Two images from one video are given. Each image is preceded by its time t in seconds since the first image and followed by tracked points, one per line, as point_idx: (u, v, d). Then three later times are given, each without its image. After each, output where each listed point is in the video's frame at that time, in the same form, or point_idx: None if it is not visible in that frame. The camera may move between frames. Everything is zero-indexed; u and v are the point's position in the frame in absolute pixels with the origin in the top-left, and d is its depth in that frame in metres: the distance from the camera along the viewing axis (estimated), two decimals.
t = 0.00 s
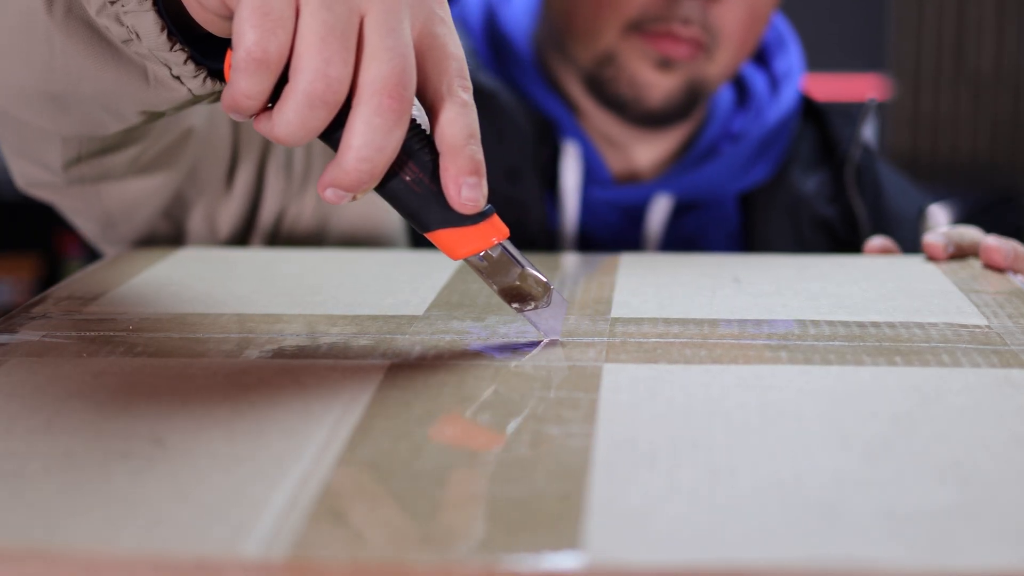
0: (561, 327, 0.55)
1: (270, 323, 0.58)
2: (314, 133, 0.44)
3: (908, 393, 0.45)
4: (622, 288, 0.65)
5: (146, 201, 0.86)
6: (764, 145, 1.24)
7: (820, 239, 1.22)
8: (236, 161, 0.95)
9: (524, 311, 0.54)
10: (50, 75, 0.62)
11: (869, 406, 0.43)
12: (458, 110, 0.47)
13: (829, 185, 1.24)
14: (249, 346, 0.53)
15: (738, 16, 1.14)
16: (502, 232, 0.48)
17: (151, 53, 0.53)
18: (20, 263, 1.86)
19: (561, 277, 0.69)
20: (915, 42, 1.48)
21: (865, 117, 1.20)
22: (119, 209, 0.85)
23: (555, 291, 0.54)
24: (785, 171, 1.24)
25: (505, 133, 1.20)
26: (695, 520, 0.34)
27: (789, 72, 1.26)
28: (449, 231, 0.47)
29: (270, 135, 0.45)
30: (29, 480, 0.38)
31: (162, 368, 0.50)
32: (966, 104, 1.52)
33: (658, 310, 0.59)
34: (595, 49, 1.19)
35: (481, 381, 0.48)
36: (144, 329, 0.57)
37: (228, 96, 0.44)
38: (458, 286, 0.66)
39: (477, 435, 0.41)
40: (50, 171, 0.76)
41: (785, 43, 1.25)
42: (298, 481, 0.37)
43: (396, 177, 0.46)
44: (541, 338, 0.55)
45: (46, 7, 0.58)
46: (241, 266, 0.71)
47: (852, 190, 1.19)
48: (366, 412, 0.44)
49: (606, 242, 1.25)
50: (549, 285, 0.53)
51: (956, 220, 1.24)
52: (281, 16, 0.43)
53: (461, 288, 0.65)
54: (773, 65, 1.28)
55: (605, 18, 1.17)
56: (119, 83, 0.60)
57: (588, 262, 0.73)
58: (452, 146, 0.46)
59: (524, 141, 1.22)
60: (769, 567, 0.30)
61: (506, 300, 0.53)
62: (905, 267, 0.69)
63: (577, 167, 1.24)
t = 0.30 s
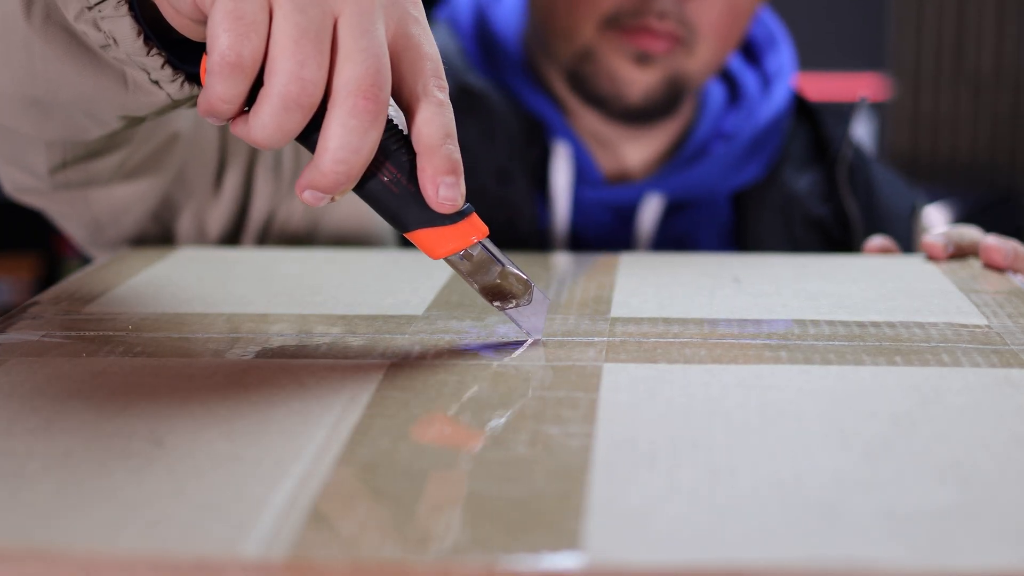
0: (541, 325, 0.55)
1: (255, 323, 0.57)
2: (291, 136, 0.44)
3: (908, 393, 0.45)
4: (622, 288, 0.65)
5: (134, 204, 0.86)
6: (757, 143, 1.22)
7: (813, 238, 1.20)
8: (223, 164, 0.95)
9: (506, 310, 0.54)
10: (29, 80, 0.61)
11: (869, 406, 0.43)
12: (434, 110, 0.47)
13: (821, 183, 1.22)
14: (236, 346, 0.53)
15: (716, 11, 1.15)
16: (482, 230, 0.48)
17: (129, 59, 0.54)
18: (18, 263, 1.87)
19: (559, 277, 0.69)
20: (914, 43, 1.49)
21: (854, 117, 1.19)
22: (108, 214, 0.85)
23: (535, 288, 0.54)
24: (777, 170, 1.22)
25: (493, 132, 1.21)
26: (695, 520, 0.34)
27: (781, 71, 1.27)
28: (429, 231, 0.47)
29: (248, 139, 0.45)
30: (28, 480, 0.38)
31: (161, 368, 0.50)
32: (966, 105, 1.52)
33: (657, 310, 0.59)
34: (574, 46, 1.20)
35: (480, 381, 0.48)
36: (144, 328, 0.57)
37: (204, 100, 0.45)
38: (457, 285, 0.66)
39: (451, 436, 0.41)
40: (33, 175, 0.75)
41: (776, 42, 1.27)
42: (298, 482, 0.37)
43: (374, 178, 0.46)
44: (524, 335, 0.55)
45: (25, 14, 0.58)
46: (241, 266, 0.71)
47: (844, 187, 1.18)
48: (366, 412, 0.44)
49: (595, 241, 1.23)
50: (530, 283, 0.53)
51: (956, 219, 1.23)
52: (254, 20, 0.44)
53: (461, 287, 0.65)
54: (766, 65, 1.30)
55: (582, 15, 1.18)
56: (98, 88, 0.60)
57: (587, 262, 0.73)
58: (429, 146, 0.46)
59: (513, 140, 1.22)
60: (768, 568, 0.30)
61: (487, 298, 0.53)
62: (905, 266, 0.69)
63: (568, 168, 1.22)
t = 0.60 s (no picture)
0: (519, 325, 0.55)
1: (246, 323, 0.58)
2: (267, 136, 0.45)
3: (908, 393, 0.45)
4: (622, 288, 0.65)
5: (119, 206, 0.86)
6: (748, 142, 1.22)
7: (806, 236, 1.21)
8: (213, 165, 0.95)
9: (484, 309, 0.53)
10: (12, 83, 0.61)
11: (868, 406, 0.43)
12: (410, 110, 0.47)
13: (813, 181, 1.23)
14: (226, 346, 0.53)
15: (699, 9, 1.14)
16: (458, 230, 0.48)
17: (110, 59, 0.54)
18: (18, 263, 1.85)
19: (558, 277, 0.69)
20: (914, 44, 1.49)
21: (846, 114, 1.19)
22: (95, 216, 0.85)
23: (513, 287, 0.54)
24: (770, 168, 1.23)
25: (484, 134, 1.22)
26: (695, 520, 0.34)
27: (773, 69, 1.26)
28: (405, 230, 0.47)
29: (224, 139, 0.46)
30: (26, 480, 0.38)
31: (161, 368, 0.50)
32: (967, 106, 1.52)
33: (658, 310, 0.59)
34: (557, 45, 1.20)
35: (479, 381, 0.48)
36: (144, 329, 0.57)
37: (181, 99, 0.45)
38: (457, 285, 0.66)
39: (428, 436, 0.41)
40: (22, 177, 0.73)
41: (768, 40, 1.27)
42: (297, 482, 0.37)
43: (351, 178, 0.47)
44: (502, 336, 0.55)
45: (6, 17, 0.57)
46: (241, 266, 0.71)
47: (837, 186, 1.18)
48: (365, 412, 0.44)
49: (588, 241, 1.22)
50: (507, 283, 0.53)
51: (956, 219, 1.23)
52: (231, 19, 0.44)
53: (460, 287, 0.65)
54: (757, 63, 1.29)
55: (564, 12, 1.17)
56: (82, 89, 0.60)
57: (587, 262, 0.73)
58: (405, 147, 0.46)
59: (505, 141, 1.23)
60: (767, 567, 0.31)
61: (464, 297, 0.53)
62: (905, 266, 0.69)
63: (559, 168, 1.22)
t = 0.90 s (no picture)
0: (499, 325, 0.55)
1: (240, 323, 0.58)
2: (246, 137, 0.45)
3: (908, 394, 0.45)
4: (622, 288, 0.65)
5: (108, 208, 0.86)
6: (740, 142, 1.21)
7: (800, 235, 1.20)
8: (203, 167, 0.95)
9: (464, 310, 0.53)
10: None
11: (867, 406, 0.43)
12: (389, 111, 0.47)
13: (807, 180, 1.22)
14: (215, 346, 0.53)
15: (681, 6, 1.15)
16: (438, 232, 0.48)
17: (92, 61, 0.54)
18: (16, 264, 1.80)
19: (556, 277, 0.69)
20: (914, 44, 1.49)
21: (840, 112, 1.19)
22: (85, 217, 0.85)
23: (493, 289, 0.54)
24: (764, 165, 1.22)
25: (475, 133, 1.20)
26: (695, 520, 0.34)
27: (767, 68, 1.25)
28: (385, 232, 0.47)
29: (203, 140, 0.46)
30: (26, 480, 0.38)
31: (162, 368, 0.50)
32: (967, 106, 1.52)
33: (658, 310, 0.60)
34: (541, 40, 1.20)
35: (477, 382, 0.48)
36: (143, 329, 0.57)
37: (160, 101, 0.45)
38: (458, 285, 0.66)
39: (406, 432, 0.42)
40: (11, 181, 0.73)
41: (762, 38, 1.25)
42: (297, 483, 0.37)
43: (330, 180, 0.47)
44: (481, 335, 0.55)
45: None
46: (241, 266, 0.71)
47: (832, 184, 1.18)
48: (365, 412, 0.44)
49: (580, 241, 1.21)
50: (487, 285, 0.53)
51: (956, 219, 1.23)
52: (208, 22, 0.44)
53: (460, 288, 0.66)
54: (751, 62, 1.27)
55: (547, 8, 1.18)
56: (63, 91, 0.60)
57: (586, 262, 0.73)
58: (384, 148, 0.46)
59: (496, 140, 1.21)
60: (768, 567, 0.31)
61: (444, 299, 0.52)
62: (905, 266, 0.69)
63: (552, 169, 1.21)
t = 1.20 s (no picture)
0: (487, 325, 0.55)
1: (235, 323, 0.58)
2: (233, 138, 0.45)
3: (908, 394, 0.45)
4: (621, 288, 0.65)
5: (100, 210, 0.86)
6: (735, 139, 1.21)
7: (796, 233, 1.20)
8: (195, 168, 0.95)
9: (452, 310, 0.53)
10: None
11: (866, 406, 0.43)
12: (375, 111, 0.47)
13: (802, 179, 1.22)
14: (206, 346, 0.53)
15: (669, 6, 1.15)
16: (425, 231, 0.48)
17: (81, 61, 0.54)
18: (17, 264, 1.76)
19: (555, 277, 0.69)
20: (915, 44, 1.49)
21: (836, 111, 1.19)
22: (77, 219, 0.85)
23: (480, 288, 0.54)
24: (758, 163, 1.22)
25: (469, 134, 1.19)
26: (694, 520, 0.34)
27: (760, 66, 1.26)
28: (372, 231, 0.47)
29: (191, 141, 0.46)
30: (28, 480, 0.38)
31: (162, 368, 0.50)
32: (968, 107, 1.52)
33: (658, 310, 0.60)
34: (530, 39, 1.20)
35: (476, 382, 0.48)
36: (143, 329, 0.57)
37: (147, 101, 0.45)
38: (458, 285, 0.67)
39: (392, 432, 0.42)
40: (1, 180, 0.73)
41: (755, 37, 1.26)
42: (297, 483, 0.37)
43: (318, 179, 0.47)
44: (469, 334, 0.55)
45: None
46: (241, 266, 0.71)
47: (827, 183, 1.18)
48: (365, 412, 0.44)
49: (574, 239, 1.20)
50: (475, 284, 0.53)
51: (956, 219, 1.23)
52: (195, 22, 0.44)
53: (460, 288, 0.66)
54: (745, 61, 1.28)
55: (534, 8, 1.18)
56: (54, 92, 0.59)
57: (586, 262, 0.73)
58: (370, 148, 0.46)
59: (489, 140, 1.20)
60: (768, 568, 0.31)
61: (432, 298, 0.53)
62: (905, 266, 0.69)
63: (546, 168, 1.20)
